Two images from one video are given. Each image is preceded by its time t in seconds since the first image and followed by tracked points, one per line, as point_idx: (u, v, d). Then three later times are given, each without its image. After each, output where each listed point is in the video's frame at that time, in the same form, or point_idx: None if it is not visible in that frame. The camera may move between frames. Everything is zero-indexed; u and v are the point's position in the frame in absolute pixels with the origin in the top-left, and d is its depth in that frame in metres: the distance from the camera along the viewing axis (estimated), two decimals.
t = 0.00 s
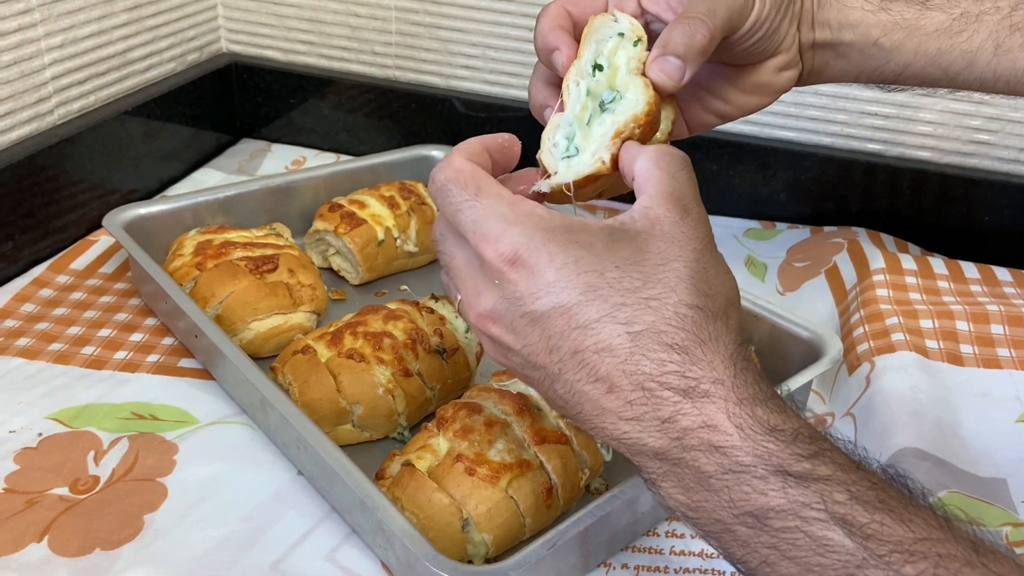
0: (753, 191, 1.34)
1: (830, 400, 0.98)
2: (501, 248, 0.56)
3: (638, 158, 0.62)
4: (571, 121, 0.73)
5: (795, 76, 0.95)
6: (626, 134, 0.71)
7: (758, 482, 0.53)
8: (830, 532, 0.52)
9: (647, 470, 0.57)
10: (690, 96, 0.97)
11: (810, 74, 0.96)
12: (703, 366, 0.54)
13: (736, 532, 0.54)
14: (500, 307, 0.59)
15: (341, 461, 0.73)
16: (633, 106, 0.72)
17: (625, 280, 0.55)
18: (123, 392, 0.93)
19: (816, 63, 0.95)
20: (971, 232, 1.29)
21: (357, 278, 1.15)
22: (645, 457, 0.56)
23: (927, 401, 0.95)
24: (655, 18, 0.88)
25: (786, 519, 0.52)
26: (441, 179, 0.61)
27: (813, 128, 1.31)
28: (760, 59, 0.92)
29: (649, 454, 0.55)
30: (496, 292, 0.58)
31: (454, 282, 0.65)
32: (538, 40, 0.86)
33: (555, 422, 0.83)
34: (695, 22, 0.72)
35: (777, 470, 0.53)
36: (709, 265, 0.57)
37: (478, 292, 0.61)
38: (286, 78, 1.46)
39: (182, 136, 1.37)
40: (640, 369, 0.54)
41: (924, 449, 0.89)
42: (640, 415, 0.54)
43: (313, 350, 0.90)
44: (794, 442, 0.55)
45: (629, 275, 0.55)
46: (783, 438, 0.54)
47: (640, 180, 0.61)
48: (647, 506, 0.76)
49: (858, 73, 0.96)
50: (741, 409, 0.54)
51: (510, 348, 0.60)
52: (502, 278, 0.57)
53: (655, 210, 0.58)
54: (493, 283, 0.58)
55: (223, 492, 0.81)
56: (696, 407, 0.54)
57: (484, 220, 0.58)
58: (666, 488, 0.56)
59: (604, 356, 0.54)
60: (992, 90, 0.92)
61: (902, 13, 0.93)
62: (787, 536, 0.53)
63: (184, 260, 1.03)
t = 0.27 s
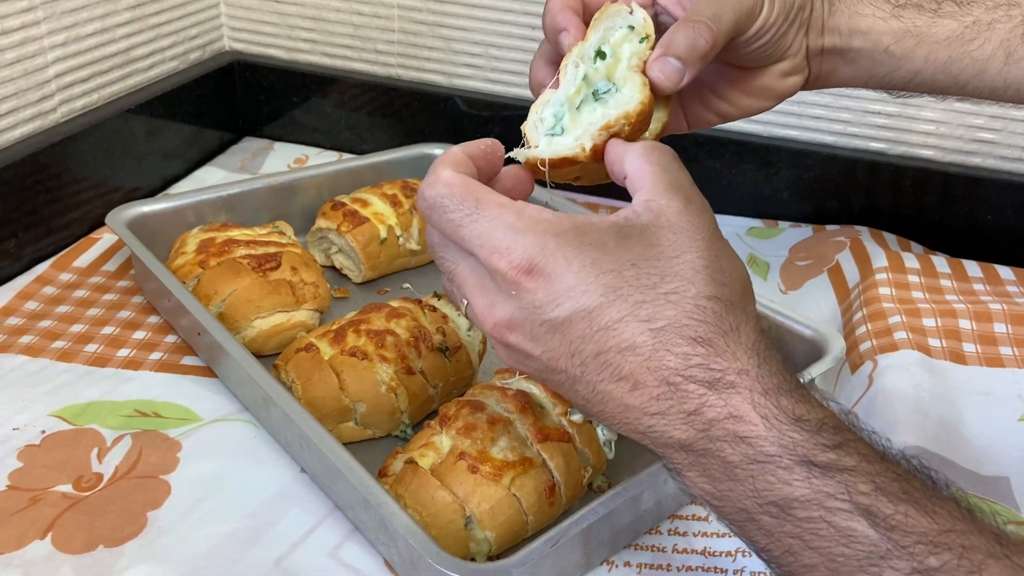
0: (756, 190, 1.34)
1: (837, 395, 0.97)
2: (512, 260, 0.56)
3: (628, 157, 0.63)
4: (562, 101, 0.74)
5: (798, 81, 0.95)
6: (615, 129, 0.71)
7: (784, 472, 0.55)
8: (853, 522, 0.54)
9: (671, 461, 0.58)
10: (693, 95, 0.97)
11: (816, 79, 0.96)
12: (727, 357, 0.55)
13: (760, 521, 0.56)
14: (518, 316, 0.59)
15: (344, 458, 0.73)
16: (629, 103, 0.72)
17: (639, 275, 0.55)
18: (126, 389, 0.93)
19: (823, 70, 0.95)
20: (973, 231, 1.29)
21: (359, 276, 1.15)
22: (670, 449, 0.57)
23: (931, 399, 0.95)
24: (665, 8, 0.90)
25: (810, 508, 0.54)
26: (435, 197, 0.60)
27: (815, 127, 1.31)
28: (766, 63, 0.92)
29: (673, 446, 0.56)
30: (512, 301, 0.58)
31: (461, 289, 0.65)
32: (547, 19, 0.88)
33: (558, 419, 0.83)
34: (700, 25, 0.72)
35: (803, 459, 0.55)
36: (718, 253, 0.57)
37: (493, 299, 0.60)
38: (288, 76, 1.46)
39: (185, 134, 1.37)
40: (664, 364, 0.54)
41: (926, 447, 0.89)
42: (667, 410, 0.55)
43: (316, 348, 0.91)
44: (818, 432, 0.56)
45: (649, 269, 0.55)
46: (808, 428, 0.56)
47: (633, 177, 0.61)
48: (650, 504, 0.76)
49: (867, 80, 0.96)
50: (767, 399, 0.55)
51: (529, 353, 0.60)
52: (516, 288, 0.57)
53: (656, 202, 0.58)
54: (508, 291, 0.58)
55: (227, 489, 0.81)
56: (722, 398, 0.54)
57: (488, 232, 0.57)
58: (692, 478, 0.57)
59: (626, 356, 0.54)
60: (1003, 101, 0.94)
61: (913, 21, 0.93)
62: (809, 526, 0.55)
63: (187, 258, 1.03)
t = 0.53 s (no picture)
0: (759, 188, 1.34)
1: (837, 396, 0.98)
2: (517, 263, 0.56)
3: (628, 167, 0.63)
4: (568, 115, 0.75)
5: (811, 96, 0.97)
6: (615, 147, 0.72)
7: (783, 476, 0.54)
8: (851, 525, 0.53)
9: (670, 466, 0.58)
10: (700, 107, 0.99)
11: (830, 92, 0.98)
12: (727, 362, 0.55)
13: (759, 526, 0.55)
14: (519, 321, 0.58)
15: (347, 455, 0.73)
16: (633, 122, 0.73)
17: (643, 280, 0.55)
18: (129, 386, 0.93)
19: (835, 83, 0.97)
20: (976, 230, 1.28)
21: (362, 274, 1.16)
22: (669, 454, 0.56)
23: (934, 398, 0.95)
24: (679, 16, 0.90)
25: (810, 512, 0.54)
26: (448, 198, 0.60)
27: (818, 125, 1.30)
28: (778, 79, 0.93)
29: (673, 452, 0.56)
30: (515, 306, 0.58)
31: (464, 296, 0.65)
32: (560, 24, 0.88)
33: (560, 417, 0.83)
34: (712, 49, 0.71)
35: (801, 463, 0.55)
36: (720, 262, 0.57)
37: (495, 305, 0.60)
38: (291, 74, 1.46)
39: (188, 131, 1.37)
40: (666, 369, 0.54)
41: (931, 445, 0.89)
42: (667, 415, 0.55)
43: (319, 345, 0.91)
44: (817, 435, 0.56)
45: (654, 274, 0.55)
46: (806, 432, 0.56)
47: (637, 187, 0.61)
48: (652, 502, 0.76)
49: (881, 93, 0.98)
50: (767, 403, 0.55)
51: (529, 360, 0.59)
52: (520, 290, 0.56)
53: (660, 210, 0.58)
54: (511, 296, 0.58)
55: (229, 486, 0.81)
56: (723, 403, 0.54)
57: (498, 234, 0.57)
58: (691, 482, 0.57)
59: (629, 361, 0.54)
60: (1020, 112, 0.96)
61: (932, 37, 0.94)
62: (809, 530, 0.54)
63: (190, 256, 1.03)
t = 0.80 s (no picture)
0: (762, 185, 1.34)
1: (838, 395, 0.98)
2: (526, 262, 0.56)
3: (644, 171, 0.63)
4: (578, 128, 0.75)
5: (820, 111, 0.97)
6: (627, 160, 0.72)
7: (777, 474, 0.54)
8: (842, 520, 0.53)
9: (664, 468, 0.57)
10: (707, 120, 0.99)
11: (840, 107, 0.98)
12: (726, 367, 0.55)
13: (752, 525, 0.55)
14: (524, 321, 0.57)
15: (349, 454, 0.73)
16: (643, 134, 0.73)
17: (650, 287, 0.55)
18: (131, 383, 0.93)
19: (846, 98, 0.97)
20: (979, 228, 1.28)
21: (363, 271, 1.15)
22: (664, 456, 0.56)
23: (936, 396, 0.94)
24: (689, 29, 0.89)
25: (802, 508, 0.54)
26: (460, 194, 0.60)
27: (821, 122, 1.30)
28: (787, 95, 0.93)
29: (668, 453, 0.56)
30: (520, 304, 0.57)
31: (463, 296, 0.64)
32: (571, 33, 0.88)
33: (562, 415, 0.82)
34: (719, 64, 0.72)
35: (794, 461, 0.54)
36: (726, 271, 0.57)
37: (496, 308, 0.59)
38: (293, 71, 1.46)
39: (189, 128, 1.37)
40: (667, 372, 0.54)
41: (933, 444, 0.89)
42: (665, 418, 0.54)
43: (320, 343, 0.90)
44: (810, 434, 0.56)
45: (657, 281, 0.55)
46: (799, 431, 0.56)
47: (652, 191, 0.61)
48: (654, 501, 0.76)
49: (893, 108, 0.98)
50: (763, 405, 0.55)
51: (530, 359, 0.59)
52: (527, 289, 0.56)
53: (673, 216, 0.58)
54: (516, 295, 0.57)
55: (229, 484, 0.81)
56: (721, 405, 0.54)
57: (508, 231, 0.57)
58: (684, 485, 0.56)
59: (632, 364, 0.54)
60: None
61: (946, 52, 0.94)
62: (800, 526, 0.54)
63: (191, 253, 1.02)
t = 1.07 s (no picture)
0: (764, 184, 1.33)
1: (841, 393, 0.97)
2: (548, 293, 0.54)
3: (639, 183, 0.63)
4: (568, 135, 0.75)
5: (822, 133, 0.99)
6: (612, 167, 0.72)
7: (797, 472, 0.57)
8: (861, 516, 0.56)
9: (688, 471, 0.59)
10: (708, 134, 1.00)
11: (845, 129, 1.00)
12: (749, 370, 0.57)
13: (774, 522, 0.57)
14: (551, 349, 0.57)
15: (349, 453, 0.72)
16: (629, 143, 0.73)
17: (672, 301, 0.56)
18: (131, 381, 0.93)
19: (849, 123, 0.99)
20: (981, 227, 1.28)
21: (364, 269, 1.15)
22: (690, 461, 0.58)
23: (939, 395, 0.94)
24: (691, 42, 0.90)
25: (820, 505, 0.56)
26: (471, 229, 0.58)
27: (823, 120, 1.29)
28: (786, 115, 0.96)
29: (695, 457, 0.58)
30: (545, 334, 0.56)
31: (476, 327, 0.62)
32: (571, 40, 0.88)
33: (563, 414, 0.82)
34: (710, 74, 0.72)
35: (814, 459, 0.57)
36: (736, 272, 0.60)
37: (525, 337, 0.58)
38: (293, 68, 1.45)
39: (190, 126, 1.37)
40: (694, 382, 0.56)
41: (935, 444, 0.89)
42: (694, 426, 0.57)
43: (321, 342, 0.90)
44: (829, 433, 0.59)
45: (679, 294, 0.56)
46: (819, 428, 0.59)
47: (649, 203, 0.61)
48: (656, 500, 0.76)
49: (899, 131, 1.00)
50: (782, 405, 0.58)
51: (559, 385, 0.59)
52: (550, 319, 0.55)
53: (679, 224, 0.59)
54: (537, 323, 0.56)
55: (230, 482, 0.81)
56: (744, 408, 0.57)
57: (526, 262, 0.55)
58: (708, 487, 0.59)
59: (663, 379, 0.56)
60: None
61: (952, 75, 0.96)
62: (821, 523, 0.56)
63: (192, 251, 1.02)
